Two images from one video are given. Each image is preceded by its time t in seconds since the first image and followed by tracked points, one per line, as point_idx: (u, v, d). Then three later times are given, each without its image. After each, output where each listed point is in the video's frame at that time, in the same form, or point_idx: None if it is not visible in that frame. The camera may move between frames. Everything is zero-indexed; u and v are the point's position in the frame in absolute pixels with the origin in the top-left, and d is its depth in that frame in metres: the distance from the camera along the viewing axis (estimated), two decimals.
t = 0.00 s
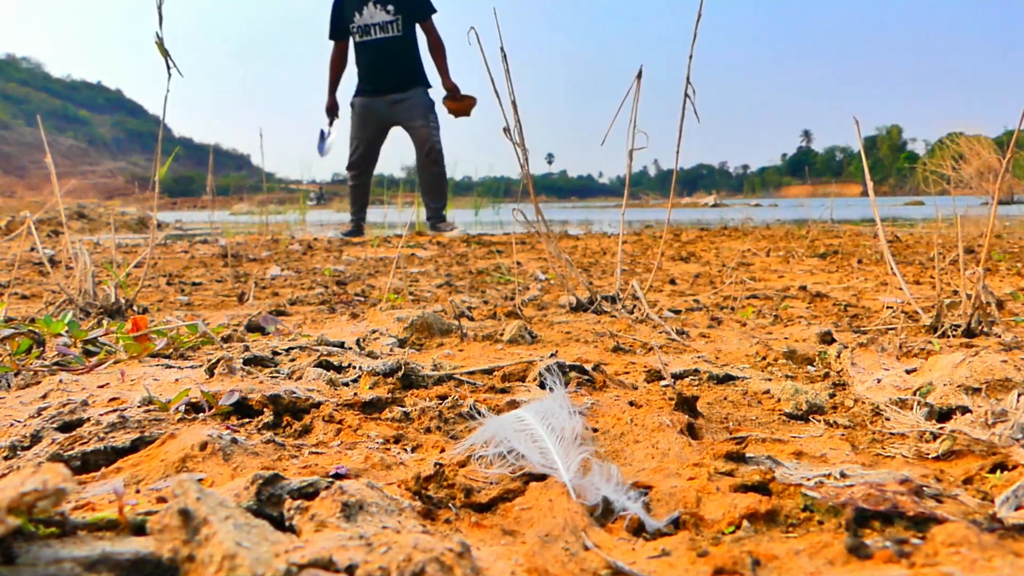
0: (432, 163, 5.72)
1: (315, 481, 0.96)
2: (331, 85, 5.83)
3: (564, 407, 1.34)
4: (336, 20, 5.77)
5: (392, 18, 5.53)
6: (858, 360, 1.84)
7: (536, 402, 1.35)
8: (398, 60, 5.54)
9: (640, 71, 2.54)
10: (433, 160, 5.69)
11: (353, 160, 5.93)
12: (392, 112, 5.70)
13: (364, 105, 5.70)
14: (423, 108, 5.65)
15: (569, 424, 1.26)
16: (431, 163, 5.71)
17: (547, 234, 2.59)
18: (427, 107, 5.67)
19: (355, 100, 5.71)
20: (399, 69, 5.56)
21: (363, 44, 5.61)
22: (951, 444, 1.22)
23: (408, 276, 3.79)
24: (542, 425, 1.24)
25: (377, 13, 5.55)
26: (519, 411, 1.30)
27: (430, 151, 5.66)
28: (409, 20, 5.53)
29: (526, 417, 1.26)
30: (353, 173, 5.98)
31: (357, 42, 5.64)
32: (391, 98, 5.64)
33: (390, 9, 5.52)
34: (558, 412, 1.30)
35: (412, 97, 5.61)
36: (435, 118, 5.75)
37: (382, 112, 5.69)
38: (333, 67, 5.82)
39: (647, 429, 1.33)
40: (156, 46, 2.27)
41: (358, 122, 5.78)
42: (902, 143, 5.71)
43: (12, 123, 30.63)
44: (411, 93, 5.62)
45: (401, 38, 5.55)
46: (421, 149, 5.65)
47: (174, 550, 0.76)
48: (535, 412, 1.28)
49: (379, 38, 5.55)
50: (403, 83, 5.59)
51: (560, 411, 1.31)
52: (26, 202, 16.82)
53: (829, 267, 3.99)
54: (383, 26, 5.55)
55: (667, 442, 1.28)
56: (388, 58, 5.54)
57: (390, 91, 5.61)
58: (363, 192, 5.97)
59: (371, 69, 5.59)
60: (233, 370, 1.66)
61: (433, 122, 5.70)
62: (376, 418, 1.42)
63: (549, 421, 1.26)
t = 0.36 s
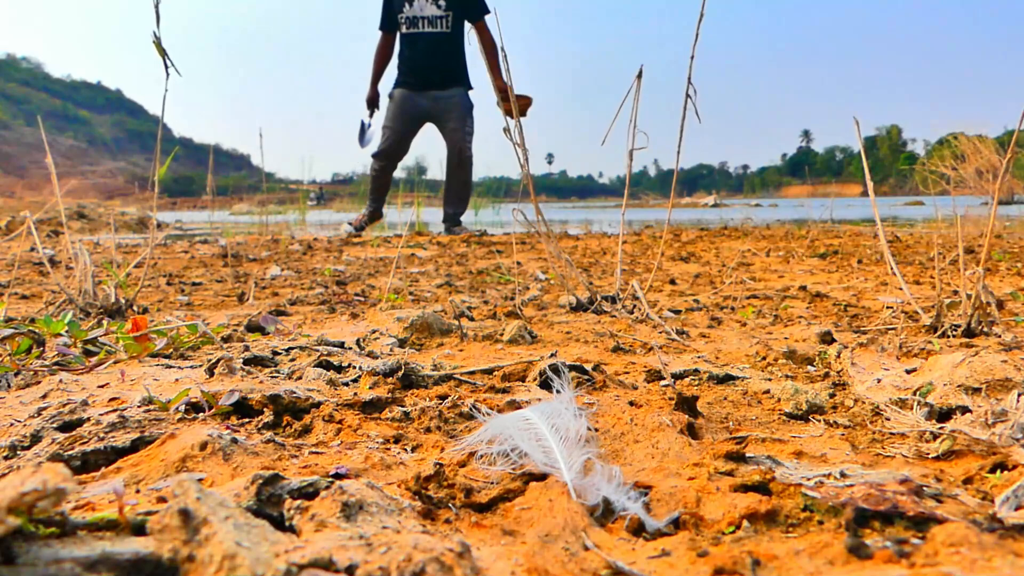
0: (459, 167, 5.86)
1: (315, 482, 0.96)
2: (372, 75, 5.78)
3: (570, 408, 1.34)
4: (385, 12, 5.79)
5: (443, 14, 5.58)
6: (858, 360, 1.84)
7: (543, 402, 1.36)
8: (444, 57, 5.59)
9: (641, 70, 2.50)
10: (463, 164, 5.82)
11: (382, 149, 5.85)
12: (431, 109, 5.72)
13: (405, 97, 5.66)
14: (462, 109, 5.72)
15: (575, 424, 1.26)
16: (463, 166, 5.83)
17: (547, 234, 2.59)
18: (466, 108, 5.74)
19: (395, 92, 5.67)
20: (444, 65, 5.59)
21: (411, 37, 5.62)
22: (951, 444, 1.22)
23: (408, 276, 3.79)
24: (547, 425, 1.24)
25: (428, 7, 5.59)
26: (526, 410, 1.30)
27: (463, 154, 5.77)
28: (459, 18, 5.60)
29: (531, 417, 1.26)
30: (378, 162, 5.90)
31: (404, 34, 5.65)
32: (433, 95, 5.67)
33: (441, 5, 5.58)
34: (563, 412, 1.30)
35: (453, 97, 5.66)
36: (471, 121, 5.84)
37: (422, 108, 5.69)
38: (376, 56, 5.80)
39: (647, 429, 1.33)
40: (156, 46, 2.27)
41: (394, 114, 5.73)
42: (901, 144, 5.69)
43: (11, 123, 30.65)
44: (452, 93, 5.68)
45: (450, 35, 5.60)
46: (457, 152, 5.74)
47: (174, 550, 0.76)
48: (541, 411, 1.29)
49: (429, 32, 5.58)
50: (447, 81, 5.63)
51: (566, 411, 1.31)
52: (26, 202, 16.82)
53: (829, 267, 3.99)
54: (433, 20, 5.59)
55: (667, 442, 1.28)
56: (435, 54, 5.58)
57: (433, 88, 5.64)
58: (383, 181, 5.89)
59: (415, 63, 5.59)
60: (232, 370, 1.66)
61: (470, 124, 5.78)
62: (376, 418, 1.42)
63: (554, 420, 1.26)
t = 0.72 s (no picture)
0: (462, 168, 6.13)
1: (315, 481, 0.96)
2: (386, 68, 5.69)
3: (567, 408, 1.34)
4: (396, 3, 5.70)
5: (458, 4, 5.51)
6: (858, 360, 1.84)
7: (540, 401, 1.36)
8: (461, 49, 5.56)
9: (641, 71, 2.51)
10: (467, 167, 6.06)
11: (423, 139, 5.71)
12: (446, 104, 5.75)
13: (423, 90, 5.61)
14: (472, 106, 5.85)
15: (572, 425, 1.26)
16: (468, 166, 6.03)
17: (547, 234, 2.59)
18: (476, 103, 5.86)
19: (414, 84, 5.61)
20: (461, 58, 5.59)
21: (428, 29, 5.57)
22: (951, 445, 1.22)
23: (408, 276, 3.79)
24: (545, 425, 1.24)
25: None
26: (524, 409, 1.30)
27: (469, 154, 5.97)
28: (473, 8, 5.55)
29: (528, 417, 1.26)
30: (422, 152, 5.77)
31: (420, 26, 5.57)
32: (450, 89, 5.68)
33: None
34: (560, 412, 1.30)
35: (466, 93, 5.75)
36: (477, 119, 6.00)
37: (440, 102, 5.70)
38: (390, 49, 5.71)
39: (646, 429, 1.33)
40: (157, 47, 2.27)
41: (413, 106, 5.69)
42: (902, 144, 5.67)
43: (11, 123, 30.66)
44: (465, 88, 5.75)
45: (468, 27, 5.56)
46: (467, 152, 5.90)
47: (174, 550, 0.76)
48: (538, 411, 1.29)
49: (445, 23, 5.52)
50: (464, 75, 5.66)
51: (562, 411, 1.31)
52: (26, 202, 16.82)
53: (829, 267, 3.99)
54: (448, 11, 5.52)
55: (667, 442, 1.28)
56: (453, 45, 5.53)
57: (451, 82, 5.65)
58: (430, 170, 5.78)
59: (434, 54, 5.53)
60: (233, 370, 1.66)
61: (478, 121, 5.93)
62: (376, 418, 1.42)
63: (552, 420, 1.26)
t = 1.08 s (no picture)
0: (468, 164, 6.13)
1: (315, 481, 0.96)
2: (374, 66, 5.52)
3: (571, 409, 1.34)
4: None
5: None
6: (858, 360, 1.84)
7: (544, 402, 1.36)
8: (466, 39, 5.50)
9: (641, 71, 2.47)
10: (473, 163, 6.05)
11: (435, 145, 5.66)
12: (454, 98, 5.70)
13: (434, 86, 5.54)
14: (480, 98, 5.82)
15: (575, 424, 1.26)
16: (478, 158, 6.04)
17: (547, 234, 2.59)
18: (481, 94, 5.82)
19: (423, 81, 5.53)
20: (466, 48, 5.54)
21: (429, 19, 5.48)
22: (952, 444, 1.22)
23: (408, 276, 3.79)
24: (548, 424, 1.24)
25: None
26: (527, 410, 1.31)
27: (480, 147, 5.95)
28: None
29: (531, 416, 1.26)
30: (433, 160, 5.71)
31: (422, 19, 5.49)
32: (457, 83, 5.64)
33: None
34: (564, 412, 1.30)
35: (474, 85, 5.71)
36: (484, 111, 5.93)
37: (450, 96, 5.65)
38: (375, 49, 5.58)
39: (647, 429, 1.33)
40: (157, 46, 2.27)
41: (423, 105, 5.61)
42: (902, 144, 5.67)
43: (11, 123, 30.66)
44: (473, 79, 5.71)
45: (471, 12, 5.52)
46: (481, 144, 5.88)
47: (174, 550, 0.76)
48: (542, 412, 1.29)
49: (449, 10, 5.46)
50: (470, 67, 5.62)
51: (566, 410, 1.31)
52: (26, 203, 16.82)
53: (829, 267, 3.99)
54: None
55: (667, 442, 1.28)
56: (457, 35, 5.48)
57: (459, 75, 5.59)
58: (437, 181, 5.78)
59: (439, 48, 5.47)
60: (232, 370, 1.66)
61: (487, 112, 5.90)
62: (376, 418, 1.42)
63: (554, 421, 1.26)
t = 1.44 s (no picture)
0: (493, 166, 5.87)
1: (315, 482, 0.96)
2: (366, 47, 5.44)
3: (568, 409, 1.34)
4: None
5: None
6: (858, 360, 1.84)
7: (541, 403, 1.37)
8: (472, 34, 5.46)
9: (641, 70, 2.45)
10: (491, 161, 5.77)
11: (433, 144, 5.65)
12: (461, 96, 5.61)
13: (439, 80, 5.49)
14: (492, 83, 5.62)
15: (572, 425, 1.26)
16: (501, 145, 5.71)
17: (547, 233, 2.59)
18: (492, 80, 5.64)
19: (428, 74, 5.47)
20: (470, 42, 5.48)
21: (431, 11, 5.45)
22: (951, 444, 1.22)
23: (408, 276, 3.79)
24: (545, 425, 1.24)
25: None
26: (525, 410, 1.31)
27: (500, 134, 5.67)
28: None
29: (528, 418, 1.26)
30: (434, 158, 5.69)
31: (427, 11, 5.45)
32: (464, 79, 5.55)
33: None
34: (562, 413, 1.30)
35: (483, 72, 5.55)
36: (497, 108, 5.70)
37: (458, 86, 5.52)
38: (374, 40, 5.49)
39: (647, 429, 1.33)
40: (156, 46, 2.27)
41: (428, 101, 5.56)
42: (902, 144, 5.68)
43: (11, 123, 30.67)
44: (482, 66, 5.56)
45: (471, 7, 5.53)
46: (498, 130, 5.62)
47: (174, 550, 0.76)
48: (539, 412, 1.29)
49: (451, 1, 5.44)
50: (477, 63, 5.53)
51: (563, 412, 1.31)
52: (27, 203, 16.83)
53: (829, 267, 3.99)
54: None
55: (667, 442, 1.28)
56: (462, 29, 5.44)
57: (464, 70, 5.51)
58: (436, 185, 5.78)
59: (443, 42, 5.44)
60: (232, 370, 1.66)
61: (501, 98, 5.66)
62: (376, 418, 1.42)
63: (552, 421, 1.26)
